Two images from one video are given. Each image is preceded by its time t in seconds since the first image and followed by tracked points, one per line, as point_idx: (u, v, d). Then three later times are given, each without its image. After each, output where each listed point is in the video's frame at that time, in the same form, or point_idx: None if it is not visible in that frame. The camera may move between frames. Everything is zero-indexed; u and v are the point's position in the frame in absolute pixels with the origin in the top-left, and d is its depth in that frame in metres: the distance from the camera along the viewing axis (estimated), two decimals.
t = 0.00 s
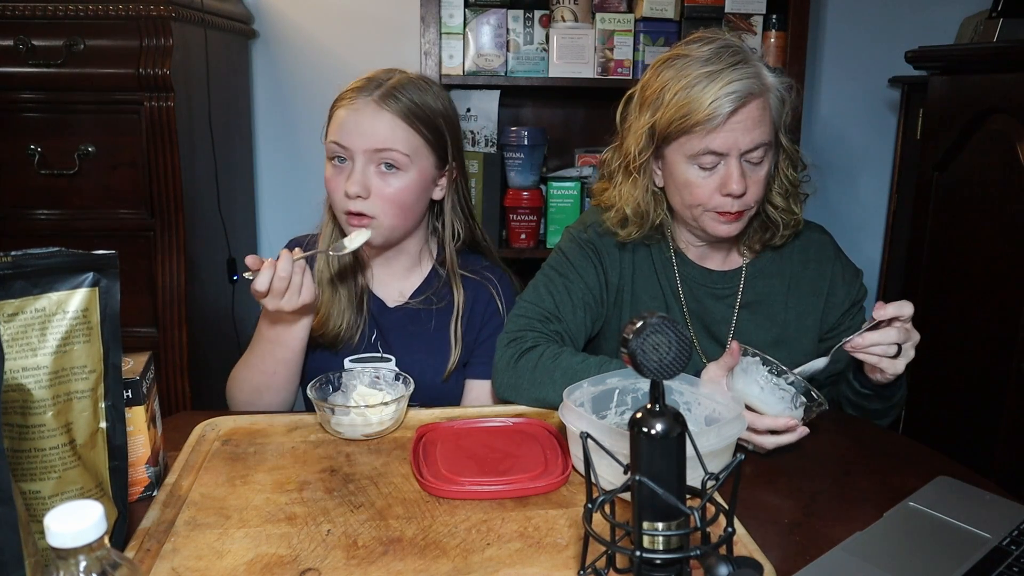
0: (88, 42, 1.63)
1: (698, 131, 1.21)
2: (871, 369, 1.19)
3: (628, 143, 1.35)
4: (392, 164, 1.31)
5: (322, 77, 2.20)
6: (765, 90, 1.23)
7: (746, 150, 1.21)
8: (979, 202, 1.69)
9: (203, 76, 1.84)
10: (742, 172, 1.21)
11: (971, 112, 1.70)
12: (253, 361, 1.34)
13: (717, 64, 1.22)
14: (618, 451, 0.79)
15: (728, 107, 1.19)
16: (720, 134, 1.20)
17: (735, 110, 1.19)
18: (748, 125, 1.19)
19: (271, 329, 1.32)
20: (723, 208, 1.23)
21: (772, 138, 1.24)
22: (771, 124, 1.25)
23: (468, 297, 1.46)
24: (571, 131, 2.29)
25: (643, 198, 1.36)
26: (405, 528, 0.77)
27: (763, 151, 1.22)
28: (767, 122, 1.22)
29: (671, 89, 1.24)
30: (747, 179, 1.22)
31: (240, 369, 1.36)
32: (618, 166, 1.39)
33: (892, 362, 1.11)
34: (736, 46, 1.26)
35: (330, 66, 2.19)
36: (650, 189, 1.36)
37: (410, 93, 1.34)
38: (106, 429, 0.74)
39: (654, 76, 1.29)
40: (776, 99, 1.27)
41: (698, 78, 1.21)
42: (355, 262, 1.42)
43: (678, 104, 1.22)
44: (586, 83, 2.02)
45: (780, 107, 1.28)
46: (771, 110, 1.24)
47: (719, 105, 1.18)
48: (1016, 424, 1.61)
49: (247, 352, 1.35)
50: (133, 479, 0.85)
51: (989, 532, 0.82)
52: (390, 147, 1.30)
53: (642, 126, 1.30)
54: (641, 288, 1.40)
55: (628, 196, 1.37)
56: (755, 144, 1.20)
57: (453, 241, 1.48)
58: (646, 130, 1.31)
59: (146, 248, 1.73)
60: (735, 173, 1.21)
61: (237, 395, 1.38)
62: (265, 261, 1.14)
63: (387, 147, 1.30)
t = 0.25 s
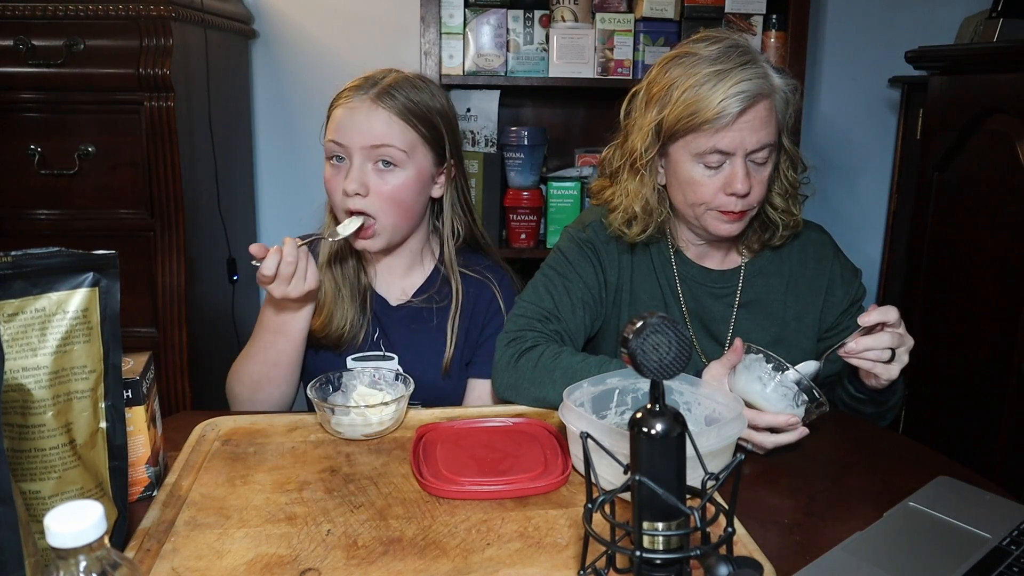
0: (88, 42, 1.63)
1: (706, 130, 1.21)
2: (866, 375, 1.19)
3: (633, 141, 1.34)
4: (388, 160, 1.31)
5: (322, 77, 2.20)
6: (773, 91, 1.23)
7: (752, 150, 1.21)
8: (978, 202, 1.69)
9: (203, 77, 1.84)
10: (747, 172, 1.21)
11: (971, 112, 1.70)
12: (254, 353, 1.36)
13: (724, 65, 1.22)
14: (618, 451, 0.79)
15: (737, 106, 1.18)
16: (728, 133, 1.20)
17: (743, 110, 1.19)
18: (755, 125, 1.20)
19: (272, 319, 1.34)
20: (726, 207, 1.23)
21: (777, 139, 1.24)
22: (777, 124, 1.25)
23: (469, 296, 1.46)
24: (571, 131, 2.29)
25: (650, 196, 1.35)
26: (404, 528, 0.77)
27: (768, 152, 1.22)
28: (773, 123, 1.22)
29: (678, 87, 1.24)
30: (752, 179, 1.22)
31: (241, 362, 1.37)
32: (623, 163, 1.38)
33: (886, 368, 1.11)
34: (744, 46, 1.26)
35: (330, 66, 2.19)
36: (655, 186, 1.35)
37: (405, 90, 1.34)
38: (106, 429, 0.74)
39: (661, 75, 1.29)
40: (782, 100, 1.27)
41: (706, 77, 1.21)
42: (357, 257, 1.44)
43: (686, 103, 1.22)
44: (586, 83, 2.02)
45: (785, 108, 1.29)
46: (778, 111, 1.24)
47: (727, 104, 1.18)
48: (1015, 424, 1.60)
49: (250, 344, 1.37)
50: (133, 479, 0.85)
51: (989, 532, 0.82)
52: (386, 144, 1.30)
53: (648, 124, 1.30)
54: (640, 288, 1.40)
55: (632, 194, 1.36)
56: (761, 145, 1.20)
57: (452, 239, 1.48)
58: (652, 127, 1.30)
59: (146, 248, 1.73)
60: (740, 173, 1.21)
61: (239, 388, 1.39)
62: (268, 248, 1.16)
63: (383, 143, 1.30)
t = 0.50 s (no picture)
0: (88, 42, 1.63)
1: (708, 130, 1.21)
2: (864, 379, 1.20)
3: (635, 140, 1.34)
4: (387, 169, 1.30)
5: (321, 77, 2.20)
6: (776, 91, 1.23)
7: (754, 150, 1.21)
8: (978, 202, 1.69)
9: (203, 76, 1.84)
10: (749, 172, 1.21)
11: (971, 112, 1.70)
12: (254, 343, 1.36)
13: (728, 65, 1.22)
14: (618, 451, 0.79)
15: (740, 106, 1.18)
16: (730, 133, 1.20)
17: (747, 110, 1.19)
18: (758, 125, 1.20)
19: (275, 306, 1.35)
20: (727, 207, 1.23)
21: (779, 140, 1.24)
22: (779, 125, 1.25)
23: (471, 295, 1.46)
24: (571, 131, 2.29)
25: (653, 194, 1.35)
26: (404, 528, 0.77)
27: (769, 152, 1.22)
28: (776, 123, 1.22)
29: (682, 86, 1.24)
30: (754, 179, 1.22)
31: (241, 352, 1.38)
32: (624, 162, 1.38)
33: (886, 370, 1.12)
34: (747, 47, 1.26)
35: (330, 66, 2.19)
36: (657, 185, 1.35)
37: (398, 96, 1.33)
38: (106, 429, 0.74)
39: (664, 74, 1.28)
40: (784, 100, 1.27)
41: (710, 77, 1.21)
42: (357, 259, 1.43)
43: (689, 102, 1.22)
44: (586, 83, 2.02)
45: (787, 108, 1.29)
46: (780, 111, 1.24)
47: (730, 104, 1.18)
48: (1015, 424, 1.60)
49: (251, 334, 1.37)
50: (133, 479, 0.85)
51: (989, 532, 0.82)
52: (383, 153, 1.29)
53: (650, 123, 1.29)
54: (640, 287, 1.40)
55: (633, 193, 1.36)
56: (763, 145, 1.21)
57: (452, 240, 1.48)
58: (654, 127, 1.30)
59: (146, 248, 1.73)
60: (741, 173, 1.21)
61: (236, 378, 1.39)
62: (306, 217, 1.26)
63: (381, 152, 1.29)
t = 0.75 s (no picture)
0: (88, 42, 1.63)
1: (710, 129, 1.21)
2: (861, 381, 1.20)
3: (636, 139, 1.34)
4: (382, 177, 1.30)
5: (321, 77, 2.20)
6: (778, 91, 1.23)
7: (756, 150, 1.21)
8: (979, 202, 1.69)
9: (203, 76, 1.84)
10: (750, 171, 1.21)
11: (971, 112, 1.70)
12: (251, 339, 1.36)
13: (731, 64, 1.22)
14: (618, 451, 0.79)
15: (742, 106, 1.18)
16: (732, 132, 1.20)
17: (749, 110, 1.19)
18: (760, 125, 1.20)
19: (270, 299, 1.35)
20: (728, 206, 1.23)
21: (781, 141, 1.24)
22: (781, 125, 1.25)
23: (470, 293, 1.46)
24: (571, 131, 2.29)
25: (654, 193, 1.35)
26: (404, 527, 0.77)
27: (771, 152, 1.22)
28: (778, 123, 1.22)
29: (684, 85, 1.24)
30: (755, 179, 1.22)
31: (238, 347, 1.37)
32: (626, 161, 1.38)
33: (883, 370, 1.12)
34: (750, 46, 1.26)
35: (330, 66, 2.19)
36: (659, 184, 1.35)
37: (385, 101, 1.33)
38: (106, 429, 0.74)
39: (666, 73, 1.28)
40: (786, 99, 1.27)
41: (712, 76, 1.21)
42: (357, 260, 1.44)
43: (691, 101, 1.22)
44: (586, 83, 2.02)
45: (789, 108, 1.29)
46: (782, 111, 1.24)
47: (733, 103, 1.18)
48: (1015, 424, 1.60)
49: (247, 329, 1.37)
50: (133, 479, 0.85)
51: (989, 532, 0.82)
52: (377, 162, 1.30)
53: (652, 121, 1.29)
54: (640, 287, 1.40)
55: (635, 192, 1.36)
56: (764, 145, 1.21)
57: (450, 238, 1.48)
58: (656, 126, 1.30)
59: (146, 248, 1.73)
60: (743, 172, 1.21)
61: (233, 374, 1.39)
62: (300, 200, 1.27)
63: (374, 162, 1.29)
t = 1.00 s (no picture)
0: (88, 42, 1.63)
1: (709, 130, 1.21)
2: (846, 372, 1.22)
3: (635, 139, 1.34)
4: (382, 181, 1.31)
5: (321, 77, 2.20)
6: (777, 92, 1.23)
7: (755, 151, 1.21)
8: (979, 202, 1.69)
9: (203, 76, 1.84)
10: (749, 172, 1.21)
11: (971, 112, 1.70)
12: (249, 336, 1.36)
13: (731, 64, 1.22)
14: (618, 451, 0.79)
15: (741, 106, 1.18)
16: (731, 132, 1.20)
17: (748, 110, 1.19)
18: (759, 126, 1.19)
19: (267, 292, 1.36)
20: (727, 206, 1.23)
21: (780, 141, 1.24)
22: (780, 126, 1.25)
23: (470, 292, 1.46)
24: (571, 131, 2.29)
25: (653, 193, 1.35)
26: (404, 528, 0.77)
27: (770, 152, 1.22)
28: (777, 124, 1.22)
29: (683, 85, 1.24)
30: (754, 179, 1.22)
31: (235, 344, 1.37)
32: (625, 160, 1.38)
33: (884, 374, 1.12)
34: (750, 46, 1.26)
35: (330, 66, 2.19)
36: (658, 184, 1.35)
37: (382, 105, 1.33)
38: (106, 429, 0.74)
39: (665, 73, 1.28)
40: (786, 100, 1.27)
41: (712, 76, 1.21)
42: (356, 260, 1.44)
43: (691, 101, 1.22)
44: (586, 83, 2.02)
45: (788, 109, 1.29)
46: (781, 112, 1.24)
47: (732, 104, 1.18)
48: (1015, 424, 1.60)
49: (244, 326, 1.37)
50: (133, 479, 0.85)
51: (989, 532, 0.82)
52: (377, 166, 1.30)
53: (651, 121, 1.29)
54: (640, 288, 1.40)
55: (634, 192, 1.36)
56: (764, 146, 1.20)
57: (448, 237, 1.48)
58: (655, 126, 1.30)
59: (146, 248, 1.73)
60: (742, 173, 1.21)
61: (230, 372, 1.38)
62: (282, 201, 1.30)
63: (374, 166, 1.29)
